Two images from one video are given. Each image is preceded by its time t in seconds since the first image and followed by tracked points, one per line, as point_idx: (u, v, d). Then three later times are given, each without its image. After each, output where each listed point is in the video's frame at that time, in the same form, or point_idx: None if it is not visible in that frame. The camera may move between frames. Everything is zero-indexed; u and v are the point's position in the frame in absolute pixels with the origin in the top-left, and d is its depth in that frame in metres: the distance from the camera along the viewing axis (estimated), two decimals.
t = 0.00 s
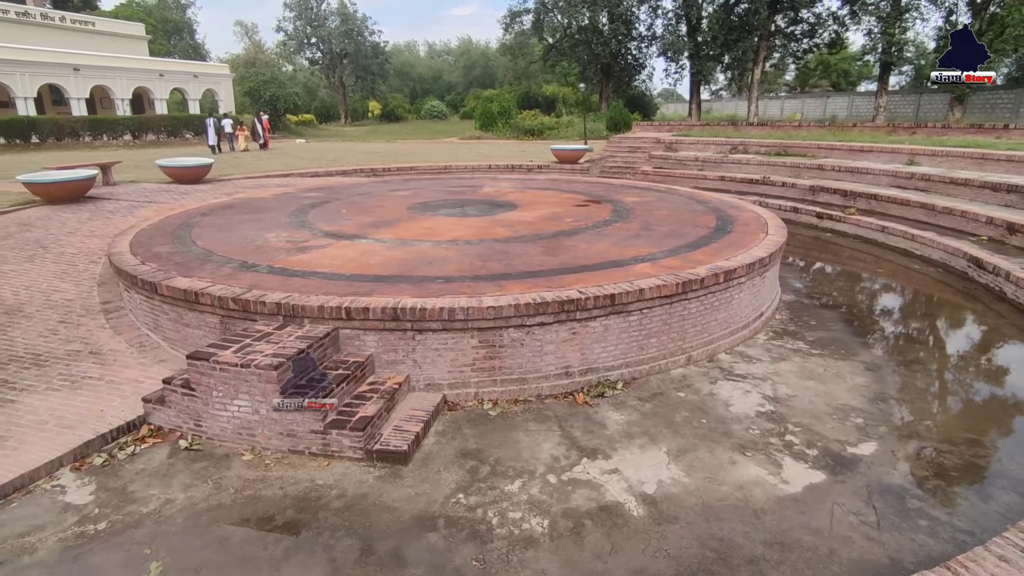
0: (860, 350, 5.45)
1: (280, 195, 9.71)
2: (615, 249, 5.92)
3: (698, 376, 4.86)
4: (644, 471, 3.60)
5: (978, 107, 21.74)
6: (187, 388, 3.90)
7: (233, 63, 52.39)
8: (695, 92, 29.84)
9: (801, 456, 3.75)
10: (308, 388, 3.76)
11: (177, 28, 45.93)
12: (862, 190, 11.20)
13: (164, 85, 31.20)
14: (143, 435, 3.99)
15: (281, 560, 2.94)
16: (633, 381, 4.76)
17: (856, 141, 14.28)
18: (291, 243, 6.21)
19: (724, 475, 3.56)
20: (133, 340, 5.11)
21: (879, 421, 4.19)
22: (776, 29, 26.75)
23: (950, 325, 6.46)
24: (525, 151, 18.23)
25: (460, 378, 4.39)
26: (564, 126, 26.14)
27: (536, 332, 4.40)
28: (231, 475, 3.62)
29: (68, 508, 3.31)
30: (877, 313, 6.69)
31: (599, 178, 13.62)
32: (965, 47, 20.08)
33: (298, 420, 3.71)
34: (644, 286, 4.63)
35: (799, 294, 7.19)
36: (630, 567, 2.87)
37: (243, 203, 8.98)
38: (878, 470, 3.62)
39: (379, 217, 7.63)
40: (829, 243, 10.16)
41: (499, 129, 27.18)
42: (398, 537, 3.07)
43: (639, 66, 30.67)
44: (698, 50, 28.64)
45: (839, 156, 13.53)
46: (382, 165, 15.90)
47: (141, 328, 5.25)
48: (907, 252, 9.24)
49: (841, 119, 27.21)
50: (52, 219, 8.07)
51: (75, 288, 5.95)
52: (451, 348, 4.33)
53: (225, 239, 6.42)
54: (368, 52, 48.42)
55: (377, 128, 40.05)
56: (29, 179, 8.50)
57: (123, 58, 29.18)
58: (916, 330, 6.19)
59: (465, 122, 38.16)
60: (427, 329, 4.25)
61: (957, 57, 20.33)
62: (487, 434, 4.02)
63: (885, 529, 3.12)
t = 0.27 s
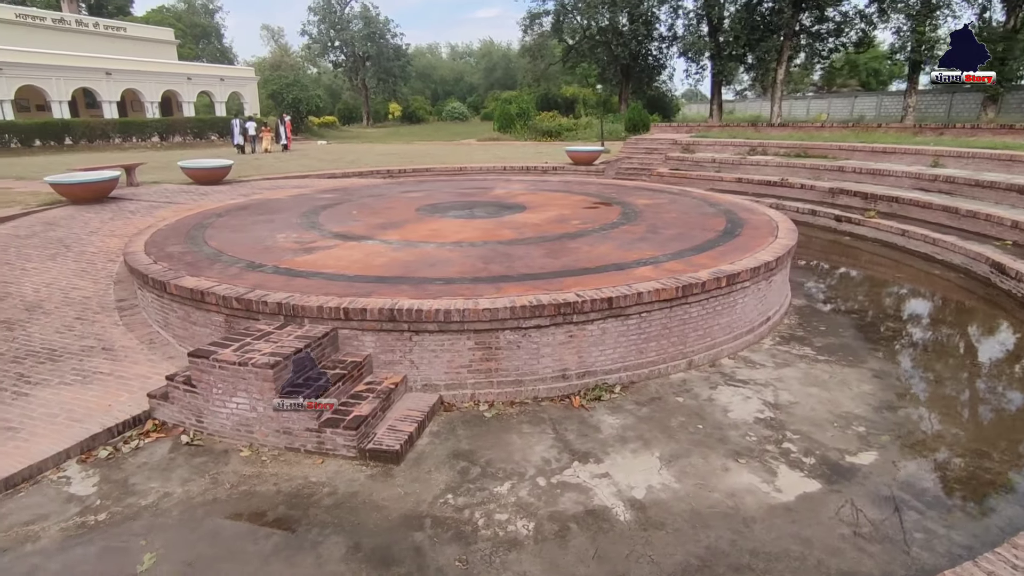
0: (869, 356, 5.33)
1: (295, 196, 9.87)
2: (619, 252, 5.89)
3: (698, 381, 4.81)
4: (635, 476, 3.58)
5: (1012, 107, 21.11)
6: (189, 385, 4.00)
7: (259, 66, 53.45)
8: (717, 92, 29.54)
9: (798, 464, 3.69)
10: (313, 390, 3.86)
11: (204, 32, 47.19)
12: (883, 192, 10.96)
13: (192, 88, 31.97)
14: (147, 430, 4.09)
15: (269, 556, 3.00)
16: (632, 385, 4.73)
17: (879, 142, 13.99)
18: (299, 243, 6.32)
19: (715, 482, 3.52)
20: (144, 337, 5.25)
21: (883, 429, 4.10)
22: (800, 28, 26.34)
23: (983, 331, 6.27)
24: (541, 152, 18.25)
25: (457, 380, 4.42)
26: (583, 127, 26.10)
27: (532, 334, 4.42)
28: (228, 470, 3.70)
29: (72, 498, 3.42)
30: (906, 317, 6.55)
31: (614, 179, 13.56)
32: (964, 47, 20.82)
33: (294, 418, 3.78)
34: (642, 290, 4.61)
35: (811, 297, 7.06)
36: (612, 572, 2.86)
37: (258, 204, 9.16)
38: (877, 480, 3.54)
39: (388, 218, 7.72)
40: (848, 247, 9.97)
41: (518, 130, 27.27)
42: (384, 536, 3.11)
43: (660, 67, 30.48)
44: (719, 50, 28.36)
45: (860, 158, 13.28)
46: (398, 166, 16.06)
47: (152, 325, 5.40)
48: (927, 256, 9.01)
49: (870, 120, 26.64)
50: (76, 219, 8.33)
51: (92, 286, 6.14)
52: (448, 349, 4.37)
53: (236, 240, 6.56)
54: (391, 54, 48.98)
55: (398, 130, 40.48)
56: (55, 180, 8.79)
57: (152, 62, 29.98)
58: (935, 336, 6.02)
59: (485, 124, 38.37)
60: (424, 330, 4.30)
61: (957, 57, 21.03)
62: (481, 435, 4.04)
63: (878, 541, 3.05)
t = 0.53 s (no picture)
0: (880, 366, 5.19)
1: (310, 200, 10.01)
2: (624, 257, 5.84)
3: (700, 389, 4.73)
4: (628, 485, 3.54)
5: None
6: (190, 384, 4.07)
7: (284, 71, 54.44)
8: (739, 95, 29.16)
9: (797, 476, 3.60)
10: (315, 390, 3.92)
11: (232, 39, 48.30)
12: (906, 197, 10.68)
13: (218, 93, 32.74)
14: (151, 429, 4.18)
15: (256, 556, 3.03)
16: (632, 393, 4.67)
17: (903, 146, 13.65)
18: (307, 247, 6.40)
19: (709, 493, 3.45)
20: (154, 338, 5.37)
21: (890, 442, 3.97)
22: (826, 29, 25.86)
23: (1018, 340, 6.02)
24: (558, 156, 18.21)
25: (454, 384, 4.43)
26: (601, 130, 25.98)
27: (530, 340, 4.40)
28: (225, 470, 3.75)
29: (73, 495, 3.50)
30: (937, 326, 6.40)
31: (629, 183, 13.47)
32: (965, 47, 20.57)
33: (289, 420, 3.82)
34: (642, 296, 4.55)
35: (825, 305, 6.90)
36: None
37: (273, 207, 9.31)
38: (878, 495, 3.43)
39: (397, 222, 7.77)
40: (868, 253, 9.74)
41: (536, 134, 27.31)
42: (371, 540, 3.11)
43: (681, 69, 30.21)
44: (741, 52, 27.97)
45: (883, 162, 12.97)
46: (415, 170, 16.19)
47: (162, 326, 5.51)
48: (950, 263, 8.74)
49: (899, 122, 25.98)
50: (97, 221, 8.57)
51: (108, 287, 6.30)
52: (446, 353, 4.38)
53: (247, 242, 6.67)
54: (413, 58, 49.46)
55: (418, 134, 40.80)
56: (79, 184, 9.06)
57: (181, 68, 30.75)
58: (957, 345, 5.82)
59: (505, 127, 38.47)
60: (421, 335, 4.32)
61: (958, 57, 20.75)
62: (476, 440, 4.03)
63: (875, 558, 2.95)
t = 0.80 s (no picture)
0: (889, 376, 5.02)
1: (321, 203, 10.11)
2: (626, 262, 5.76)
3: (698, 398, 4.64)
4: (615, 495, 3.47)
5: None
6: (185, 384, 4.12)
7: (308, 75, 55.34)
8: (760, 98, 28.73)
9: (790, 490, 3.49)
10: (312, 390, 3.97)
11: (257, 44, 49.30)
12: (927, 202, 10.37)
13: (242, 97, 33.40)
14: (147, 428, 4.24)
15: (236, 558, 3.04)
16: (627, 400, 4.60)
17: (927, 150, 13.28)
18: (312, 249, 6.45)
19: (697, 505, 3.37)
20: (158, 337, 5.46)
21: (892, 456, 3.83)
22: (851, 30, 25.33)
23: None
24: (574, 160, 18.15)
25: (447, 388, 4.41)
26: (619, 134, 25.83)
27: (523, 345, 4.36)
28: (214, 470, 3.78)
29: (66, 491, 3.56)
30: (968, 335, 6.19)
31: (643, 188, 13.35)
32: (964, 47, 20.30)
33: (279, 421, 3.84)
34: (638, 302, 4.48)
35: (836, 312, 6.72)
36: None
37: (285, 209, 9.42)
38: (874, 511, 3.31)
39: (404, 225, 7.79)
40: (887, 260, 9.49)
41: (554, 137, 27.27)
42: (351, 544, 3.10)
43: (701, 72, 29.90)
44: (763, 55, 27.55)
45: (906, 166, 12.64)
46: (430, 173, 16.28)
47: (167, 326, 5.60)
48: (971, 271, 8.46)
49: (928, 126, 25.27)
50: (114, 222, 8.77)
51: (119, 287, 6.43)
52: (438, 357, 4.36)
53: (254, 244, 6.76)
54: (433, 63, 49.84)
55: (438, 137, 41.07)
56: (98, 186, 9.29)
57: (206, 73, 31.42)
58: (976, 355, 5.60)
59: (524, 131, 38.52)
60: (414, 338, 4.31)
61: (957, 57, 20.52)
62: (465, 445, 4.01)
63: None
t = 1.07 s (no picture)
0: (899, 385, 4.86)
1: (334, 204, 10.21)
2: (628, 266, 5.69)
3: (696, 406, 4.55)
4: (601, 505, 3.42)
5: None
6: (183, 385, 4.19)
7: (332, 77, 56.09)
8: (785, 97, 28.18)
9: (781, 503, 3.40)
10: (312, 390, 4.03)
11: (283, 47, 50.14)
12: (952, 205, 10.04)
13: (267, 99, 34.00)
14: (146, 427, 4.32)
15: (219, 560, 3.07)
16: (624, 407, 4.54)
17: (955, 151, 12.85)
18: (318, 251, 6.52)
19: (684, 516, 3.30)
20: (165, 337, 5.57)
21: (893, 470, 3.71)
22: (879, 27, 24.65)
23: None
24: (591, 161, 18.02)
25: (441, 393, 4.40)
26: (639, 134, 25.59)
27: (517, 349, 4.32)
28: (207, 471, 3.83)
29: (64, 488, 3.65)
30: (1001, 342, 5.95)
31: (658, 189, 13.20)
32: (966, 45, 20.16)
33: (271, 423, 3.88)
34: (635, 307, 4.41)
35: (849, 318, 6.53)
36: None
37: (297, 211, 9.54)
38: (868, 527, 3.21)
39: (411, 227, 7.82)
40: (908, 264, 9.21)
41: (573, 138, 27.16)
42: (332, 549, 3.12)
43: (724, 71, 29.46)
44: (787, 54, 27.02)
45: (931, 168, 12.25)
46: (446, 175, 16.34)
47: (174, 327, 5.72)
48: (995, 277, 8.15)
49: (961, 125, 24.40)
50: (133, 223, 8.99)
51: (132, 287, 6.59)
52: (433, 361, 4.35)
53: (262, 246, 6.86)
54: (455, 64, 50.05)
55: (458, 138, 41.23)
56: (119, 188, 9.54)
57: (231, 76, 32.06)
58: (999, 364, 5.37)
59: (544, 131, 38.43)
60: (407, 342, 4.31)
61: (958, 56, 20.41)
62: (455, 451, 3.99)
63: None
